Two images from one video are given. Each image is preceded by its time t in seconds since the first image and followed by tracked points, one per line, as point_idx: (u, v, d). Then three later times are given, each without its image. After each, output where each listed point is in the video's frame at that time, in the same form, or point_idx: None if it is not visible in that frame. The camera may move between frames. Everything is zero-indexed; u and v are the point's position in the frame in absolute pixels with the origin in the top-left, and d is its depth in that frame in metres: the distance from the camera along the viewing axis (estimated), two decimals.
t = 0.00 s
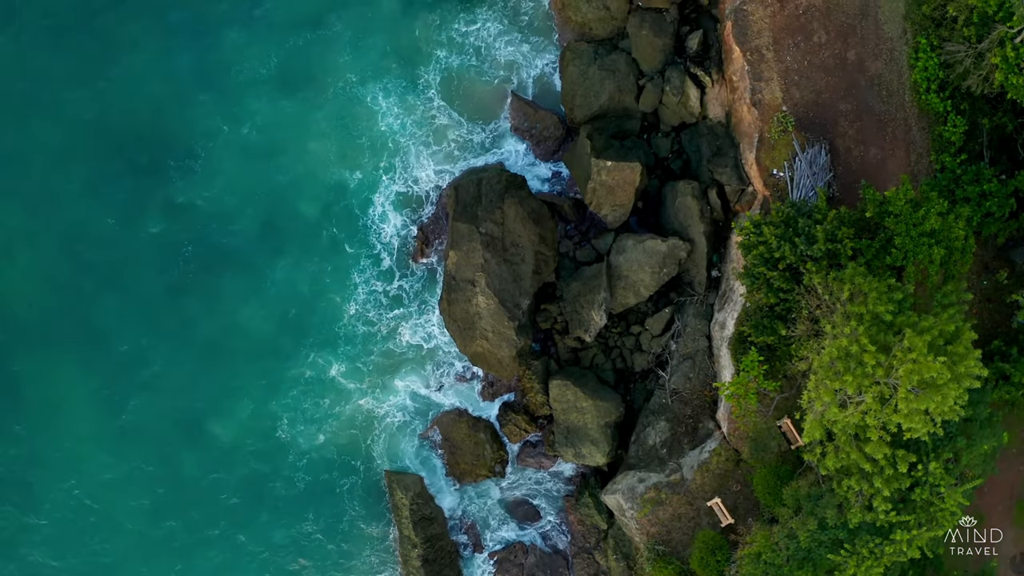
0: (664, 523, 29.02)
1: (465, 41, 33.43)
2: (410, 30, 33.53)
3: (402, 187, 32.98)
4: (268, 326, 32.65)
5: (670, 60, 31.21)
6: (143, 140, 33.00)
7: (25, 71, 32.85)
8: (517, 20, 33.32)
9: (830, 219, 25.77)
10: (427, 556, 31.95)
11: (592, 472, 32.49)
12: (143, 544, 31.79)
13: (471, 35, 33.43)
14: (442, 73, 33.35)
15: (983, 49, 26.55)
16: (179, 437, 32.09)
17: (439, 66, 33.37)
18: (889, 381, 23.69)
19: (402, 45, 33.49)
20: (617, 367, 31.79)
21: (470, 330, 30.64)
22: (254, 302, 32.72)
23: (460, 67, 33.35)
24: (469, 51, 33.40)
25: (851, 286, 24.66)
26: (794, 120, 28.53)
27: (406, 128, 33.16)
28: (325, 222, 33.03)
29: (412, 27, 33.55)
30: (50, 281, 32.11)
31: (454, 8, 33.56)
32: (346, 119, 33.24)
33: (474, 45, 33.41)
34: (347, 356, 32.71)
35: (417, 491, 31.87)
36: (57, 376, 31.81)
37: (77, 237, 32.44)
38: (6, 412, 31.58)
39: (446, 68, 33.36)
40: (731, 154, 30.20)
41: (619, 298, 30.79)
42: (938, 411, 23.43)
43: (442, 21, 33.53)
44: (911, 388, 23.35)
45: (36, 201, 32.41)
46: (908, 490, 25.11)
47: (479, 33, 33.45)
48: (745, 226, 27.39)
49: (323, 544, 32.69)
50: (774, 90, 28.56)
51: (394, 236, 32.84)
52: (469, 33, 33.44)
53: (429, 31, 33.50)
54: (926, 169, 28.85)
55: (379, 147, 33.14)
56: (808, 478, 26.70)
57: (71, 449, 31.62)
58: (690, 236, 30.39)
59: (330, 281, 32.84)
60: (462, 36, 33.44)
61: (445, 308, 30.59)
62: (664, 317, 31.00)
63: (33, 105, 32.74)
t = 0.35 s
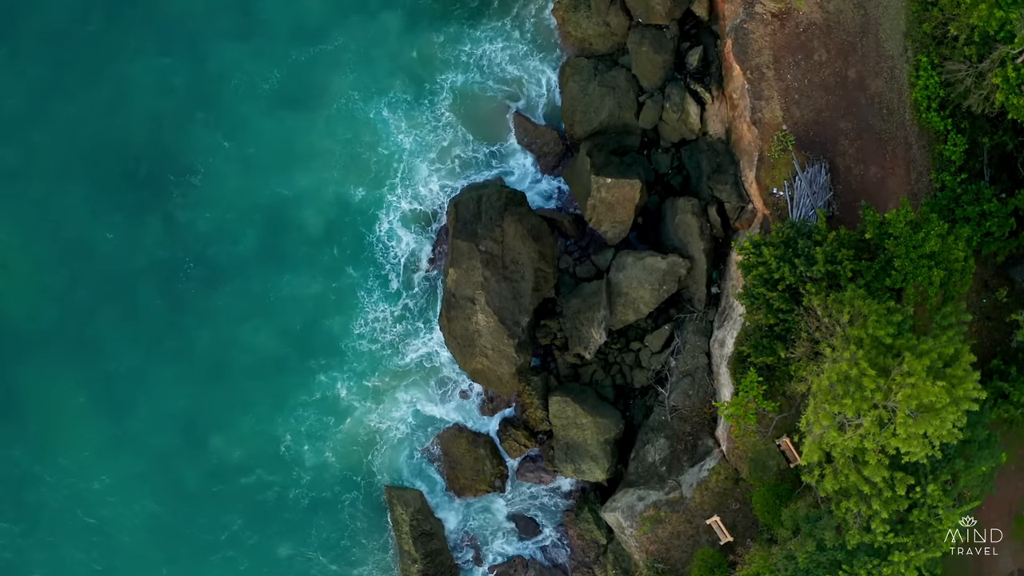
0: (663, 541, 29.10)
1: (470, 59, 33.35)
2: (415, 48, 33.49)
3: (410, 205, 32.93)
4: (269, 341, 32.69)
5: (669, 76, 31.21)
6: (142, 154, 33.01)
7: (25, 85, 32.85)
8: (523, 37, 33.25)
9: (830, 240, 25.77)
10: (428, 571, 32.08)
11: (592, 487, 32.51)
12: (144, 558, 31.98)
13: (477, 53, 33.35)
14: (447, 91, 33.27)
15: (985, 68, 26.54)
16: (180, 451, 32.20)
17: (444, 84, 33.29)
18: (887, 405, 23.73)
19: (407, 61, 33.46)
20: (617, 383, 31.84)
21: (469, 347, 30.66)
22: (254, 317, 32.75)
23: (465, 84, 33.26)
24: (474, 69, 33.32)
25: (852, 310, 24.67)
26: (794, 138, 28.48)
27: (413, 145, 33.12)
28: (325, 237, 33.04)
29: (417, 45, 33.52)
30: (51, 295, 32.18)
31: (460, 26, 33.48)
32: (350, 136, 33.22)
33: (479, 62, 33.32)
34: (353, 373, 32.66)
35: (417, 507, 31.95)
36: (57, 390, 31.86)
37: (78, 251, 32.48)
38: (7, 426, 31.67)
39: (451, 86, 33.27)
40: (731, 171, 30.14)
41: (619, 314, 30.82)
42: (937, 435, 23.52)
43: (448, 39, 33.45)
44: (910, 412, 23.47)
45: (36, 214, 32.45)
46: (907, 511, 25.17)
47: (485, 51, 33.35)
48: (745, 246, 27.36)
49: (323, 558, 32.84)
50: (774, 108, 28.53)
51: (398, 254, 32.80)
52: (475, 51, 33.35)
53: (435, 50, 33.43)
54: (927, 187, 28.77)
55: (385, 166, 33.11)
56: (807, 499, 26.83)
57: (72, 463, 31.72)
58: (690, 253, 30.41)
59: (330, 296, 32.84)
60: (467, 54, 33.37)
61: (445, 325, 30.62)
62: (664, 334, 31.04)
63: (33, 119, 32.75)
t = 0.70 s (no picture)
0: (662, 560, 29.37)
1: (476, 79, 33.35)
2: (418, 68, 33.52)
3: (420, 225, 33.04)
4: (269, 357, 32.71)
5: (669, 94, 31.17)
6: (142, 170, 33.02)
7: (27, 102, 33.02)
8: (528, 56, 33.17)
9: (830, 264, 25.79)
10: None
11: (592, 503, 32.58)
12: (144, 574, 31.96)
13: (482, 73, 33.34)
14: (450, 110, 33.31)
15: (986, 91, 26.51)
16: (180, 467, 32.18)
17: (451, 105, 33.33)
18: (886, 430, 23.81)
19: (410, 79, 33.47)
20: (617, 402, 31.91)
21: (469, 365, 30.73)
22: (254, 333, 32.75)
23: (470, 104, 33.30)
24: (480, 89, 33.32)
25: (851, 335, 24.69)
26: (794, 159, 28.45)
27: (421, 165, 33.17)
28: (325, 253, 33.08)
29: (421, 65, 33.53)
30: (50, 311, 32.21)
31: (465, 47, 33.48)
32: (353, 153, 33.25)
33: (485, 82, 33.32)
34: (358, 392, 32.71)
35: (417, 524, 31.86)
36: (57, 406, 31.91)
37: (77, 267, 32.50)
38: (7, 442, 31.67)
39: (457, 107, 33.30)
40: (731, 189, 30.09)
41: (618, 333, 30.87)
42: (935, 461, 23.64)
43: (453, 60, 33.46)
44: (909, 437, 23.59)
45: (36, 231, 32.50)
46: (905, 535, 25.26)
47: (488, 69, 33.34)
48: (745, 269, 27.42)
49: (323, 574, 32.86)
50: (774, 129, 28.47)
51: (403, 275, 32.91)
52: (480, 71, 33.35)
53: (439, 70, 33.46)
54: (927, 208, 28.71)
55: (390, 186, 33.14)
56: (807, 526, 26.76)
57: (72, 480, 31.73)
58: (690, 272, 30.40)
59: (331, 313, 32.89)
60: (472, 74, 33.36)
61: (445, 343, 30.74)
62: (664, 352, 31.09)
63: (33, 135, 32.87)
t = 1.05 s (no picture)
0: None
1: (479, 97, 33.29)
2: (421, 87, 33.48)
3: (418, 239, 33.02)
4: (268, 372, 32.72)
5: (669, 110, 31.14)
6: (141, 184, 33.00)
7: (26, 116, 33.04)
8: (532, 75, 33.10)
9: (830, 285, 25.75)
10: None
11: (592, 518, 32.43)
12: None
13: (485, 92, 33.28)
14: (451, 126, 33.28)
15: (987, 110, 26.39)
16: (180, 481, 32.24)
17: (454, 124, 33.26)
18: (886, 453, 23.84)
19: (410, 96, 33.46)
20: (616, 418, 31.92)
21: (469, 383, 30.81)
22: (253, 348, 32.74)
23: (471, 121, 33.23)
24: (485, 108, 33.24)
25: (851, 358, 24.67)
26: (794, 178, 28.44)
27: (422, 182, 33.13)
28: (325, 269, 33.11)
29: (423, 84, 33.49)
30: (50, 325, 32.24)
31: (469, 66, 33.43)
32: (353, 169, 33.23)
33: (489, 101, 33.24)
34: (359, 409, 32.69)
35: (417, 540, 31.74)
36: (58, 421, 32.02)
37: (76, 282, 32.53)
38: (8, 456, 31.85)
39: (461, 125, 33.24)
40: (731, 207, 30.07)
41: (618, 349, 30.88)
42: (933, 484, 23.70)
43: (456, 79, 33.42)
44: (907, 460, 23.66)
45: (35, 245, 32.53)
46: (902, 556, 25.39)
47: (488, 85, 33.30)
48: (745, 289, 27.44)
49: None
50: (774, 148, 28.49)
51: (405, 294, 32.89)
52: (484, 89, 33.29)
53: (442, 89, 33.42)
54: (927, 226, 28.68)
55: (390, 204, 33.10)
56: (806, 546, 26.84)
57: (73, 493, 31.88)
58: (689, 289, 30.43)
59: (330, 328, 32.90)
60: (476, 93, 33.30)
61: (445, 361, 30.84)
62: (664, 368, 31.12)
63: (32, 150, 32.92)
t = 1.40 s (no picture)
0: None
1: (482, 115, 33.29)
2: (425, 106, 33.44)
3: (418, 256, 33.04)
4: (269, 389, 32.76)
5: (669, 129, 31.15)
6: (141, 200, 32.97)
7: (26, 132, 33.03)
8: (537, 95, 33.05)
9: (829, 310, 25.79)
10: None
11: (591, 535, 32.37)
12: None
13: (489, 110, 33.26)
14: (455, 144, 33.28)
15: (987, 134, 26.33)
16: (179, 498, 32.20)
17: (456, 141, 33.28)
18: (884, 479, 23.97)
19: (410, 113, 33.44)
20: (616, 435, 31.98)
21: (469, 402, 30.88)
22: (254, 364, 32.79)
23: (474, 139, 33.24)
24: (489, 127, 33.24)
25: (851, 382, 24.68)
26: (794, 200, 28.44)
27: (424, 199, 33.13)
28: (325, 286, 33.12)
29: (427, 103, 33.46)
30: (50, 341, 32.25)
31: (475, 85, 33.44)
32: (353, 185, 33.21)
33: (492, 119, 33.25)
34: (359, 427, 32.81)
35: (417, 557, 31.87)
36: (57, 437, 31.97)
37: (76, 297, 32.52)
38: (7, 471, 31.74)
39: (463, 143, 33.26)
40: (731, 226, 29.98)
41: (618, 368, 30.94)
42: (931, 510, 23.71)
43: (460, 98, 33.42)
44: (905, 486, 23.73)
45: (35, 261, 32.50)
46: None
47: (491, 103, 33.28)
48: (745, 313, 27.52)
49: None
50: (774, 169, 28.48)
51: (406, 312, 32.94)
52: (488, 109, 33.28)
53: (446, 108, 33.42)
54: (927, 247, 28.66)
55: (390, 223, 33.09)
56: (806, 568, 26.71)
57: (71, 510, 31.75)
58: (689, 308, 30.45)
59: (331, 345, 32.95)
60: (481, 112, 33.30)
61: (445, 380, 30.92)
62: (663, 387, 31.22)
63: (32, 166, 32.89)
